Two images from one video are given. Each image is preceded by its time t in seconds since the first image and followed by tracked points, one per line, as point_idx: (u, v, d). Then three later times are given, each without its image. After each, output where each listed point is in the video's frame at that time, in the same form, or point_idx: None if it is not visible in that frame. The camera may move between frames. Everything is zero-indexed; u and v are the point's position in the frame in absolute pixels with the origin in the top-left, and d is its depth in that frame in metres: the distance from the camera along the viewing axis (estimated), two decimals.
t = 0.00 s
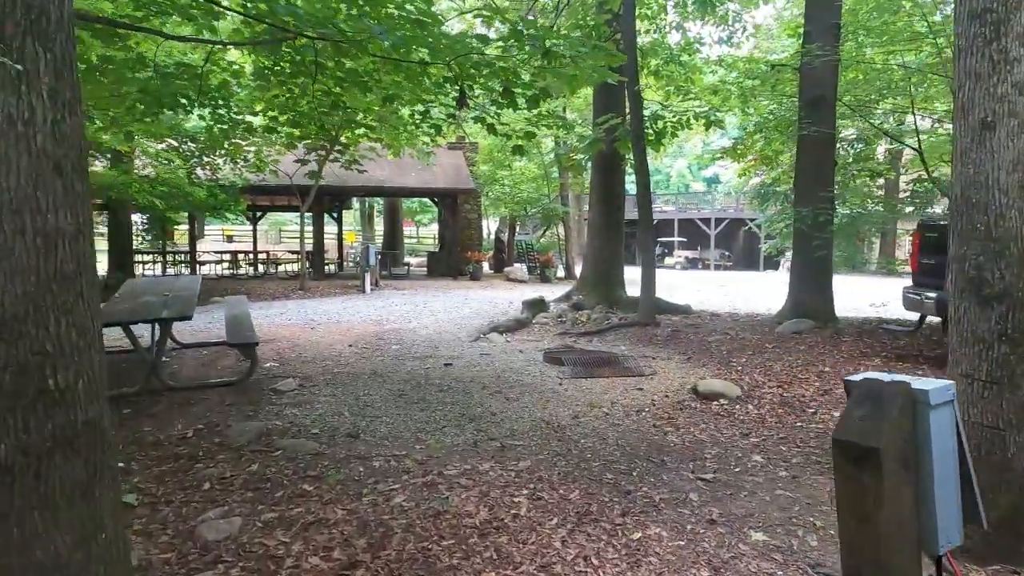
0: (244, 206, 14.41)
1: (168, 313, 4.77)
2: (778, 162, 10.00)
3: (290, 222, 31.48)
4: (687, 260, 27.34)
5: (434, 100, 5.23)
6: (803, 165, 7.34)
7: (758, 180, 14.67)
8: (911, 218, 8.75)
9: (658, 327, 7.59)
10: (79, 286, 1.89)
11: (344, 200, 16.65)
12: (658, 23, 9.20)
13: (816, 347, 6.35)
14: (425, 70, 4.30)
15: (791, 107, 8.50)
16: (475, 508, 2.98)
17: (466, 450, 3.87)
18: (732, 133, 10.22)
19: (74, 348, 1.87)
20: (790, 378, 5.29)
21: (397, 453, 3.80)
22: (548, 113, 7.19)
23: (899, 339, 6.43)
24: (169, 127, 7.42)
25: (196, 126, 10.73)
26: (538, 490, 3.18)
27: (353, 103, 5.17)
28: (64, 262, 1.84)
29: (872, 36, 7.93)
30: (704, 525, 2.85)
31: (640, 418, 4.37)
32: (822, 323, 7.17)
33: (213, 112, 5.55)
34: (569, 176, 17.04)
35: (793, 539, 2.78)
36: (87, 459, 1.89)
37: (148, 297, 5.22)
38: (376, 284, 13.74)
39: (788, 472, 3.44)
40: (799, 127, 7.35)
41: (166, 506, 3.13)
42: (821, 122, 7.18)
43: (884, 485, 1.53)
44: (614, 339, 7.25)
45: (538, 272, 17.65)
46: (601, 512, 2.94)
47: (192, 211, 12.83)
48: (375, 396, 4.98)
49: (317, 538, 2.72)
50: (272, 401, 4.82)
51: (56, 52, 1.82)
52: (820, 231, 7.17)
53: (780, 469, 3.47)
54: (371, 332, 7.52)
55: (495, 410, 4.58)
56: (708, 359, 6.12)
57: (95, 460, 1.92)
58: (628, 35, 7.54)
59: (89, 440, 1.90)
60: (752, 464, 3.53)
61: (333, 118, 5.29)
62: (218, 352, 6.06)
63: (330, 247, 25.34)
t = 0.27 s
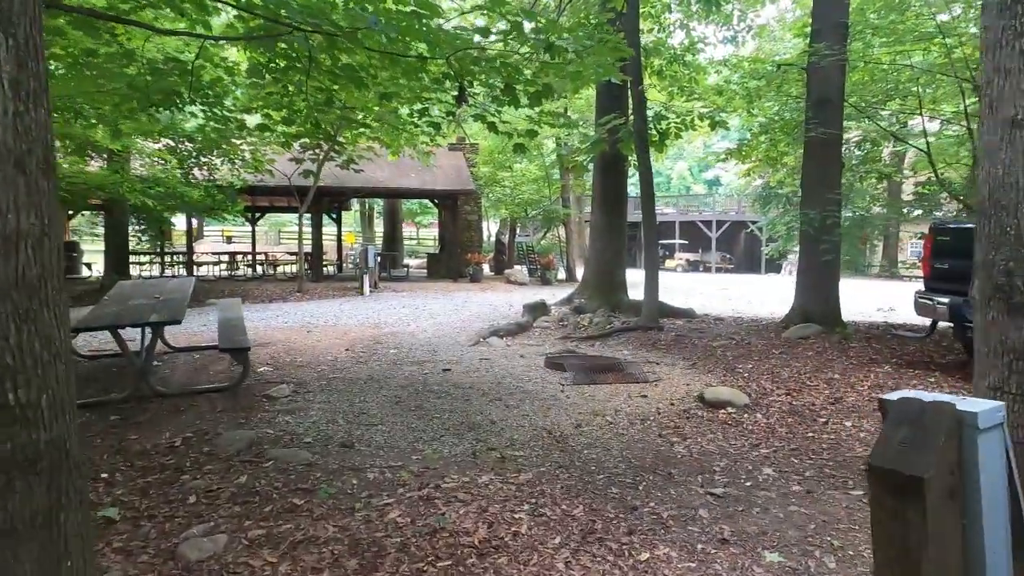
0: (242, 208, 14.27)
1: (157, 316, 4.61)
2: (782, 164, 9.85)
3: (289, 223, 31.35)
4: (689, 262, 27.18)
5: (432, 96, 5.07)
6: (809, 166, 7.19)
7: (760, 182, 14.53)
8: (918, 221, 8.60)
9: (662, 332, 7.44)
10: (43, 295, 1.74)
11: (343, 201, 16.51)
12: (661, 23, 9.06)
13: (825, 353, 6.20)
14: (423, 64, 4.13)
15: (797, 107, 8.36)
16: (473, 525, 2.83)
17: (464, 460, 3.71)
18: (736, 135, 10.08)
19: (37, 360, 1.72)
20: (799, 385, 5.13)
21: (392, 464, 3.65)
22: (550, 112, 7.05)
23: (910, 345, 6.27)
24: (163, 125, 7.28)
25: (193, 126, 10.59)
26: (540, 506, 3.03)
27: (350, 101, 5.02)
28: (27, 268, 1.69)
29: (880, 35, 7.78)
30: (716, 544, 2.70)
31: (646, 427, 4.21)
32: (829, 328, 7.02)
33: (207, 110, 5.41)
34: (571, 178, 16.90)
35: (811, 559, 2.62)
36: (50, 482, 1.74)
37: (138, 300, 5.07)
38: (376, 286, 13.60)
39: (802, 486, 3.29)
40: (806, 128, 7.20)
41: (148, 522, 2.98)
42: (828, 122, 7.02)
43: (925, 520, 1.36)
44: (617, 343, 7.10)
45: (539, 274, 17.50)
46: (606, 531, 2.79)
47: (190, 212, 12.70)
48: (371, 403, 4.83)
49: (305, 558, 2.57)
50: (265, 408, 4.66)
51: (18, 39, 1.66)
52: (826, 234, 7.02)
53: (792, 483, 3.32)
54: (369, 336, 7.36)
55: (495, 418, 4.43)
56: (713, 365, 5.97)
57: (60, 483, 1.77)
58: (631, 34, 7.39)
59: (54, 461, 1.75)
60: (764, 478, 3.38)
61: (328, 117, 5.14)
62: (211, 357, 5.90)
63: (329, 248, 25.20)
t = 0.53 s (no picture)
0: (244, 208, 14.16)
1: (153, 318, 4.48)
2: (792, 164, 9.68)
3: (292, 223, 31.27)
4: (694, 263, 26.99)
5: (436, 91, 4.93)
6: (822, 165, 7.02)
7: (769, 183, 14.34)
8: (932, 221, 8.42)
9: (670, 334, 7.29)
10: (11, 292, 1.60)
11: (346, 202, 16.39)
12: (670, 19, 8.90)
13: (839, 356, 6.03)
14: (426, 57, 3.98)
15: (808, 105, 8.19)
16: (478, 540, 2.68)
17: (469, 468, 3.57)
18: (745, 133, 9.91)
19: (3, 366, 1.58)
20: (814, 390, 4.97)
21: (394, 472, 3.50)
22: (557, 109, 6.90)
23: (927, 349, 6.10)
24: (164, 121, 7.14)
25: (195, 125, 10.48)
26: (548, 518, 2.88)
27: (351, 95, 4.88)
28: None
29: (894, 31, 7.60)
30: (735, 561, 2.54)
31: (657, 434, 4.06)
32: (842, 330, 6.85)
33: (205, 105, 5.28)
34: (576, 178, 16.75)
35: None
36: (17, 498, 1.59)
37: (134, 302, 4.94)
38: (379, 287, 13.46)
39: (823, 497, 3.13)
40: (818, 125, 7.03)
41: (137, 533, 2.84)
42: (841, 119, 6.86)
43: (990, 548, 1.21)
44: (624, 346, 6.95)
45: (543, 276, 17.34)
46: (619, 545, 2.63)
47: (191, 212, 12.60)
48: (372, 407, 4.68)
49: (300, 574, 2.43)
50: (263, 413, 4.52)
51: None
52: (840, 234, 6.86)
53: (813, 494, 3.16)
54: (372, 338, 7.23)
55: (501, 424, 4.28)
56: (724, 369, 5.81)
57: (27, 499, 1.62)
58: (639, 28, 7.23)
59: (22, 475, 1.61)
60: (783, 488, 3.22)
61: (330, 113, 5.01)
62: (209, 359, 5.77)
63: (332, 249, 25.09)
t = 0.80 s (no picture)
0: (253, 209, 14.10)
1: (154, 324, 4.37)
2: (809, 166, 9.48)
3: (302, 224, 31.25)
4: (705, 265, 26.73)
5: (445, 92, 4.79)
6: (842, 167, 6.83)
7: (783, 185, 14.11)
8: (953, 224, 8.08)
9: (684, 340, 7.12)
10: None
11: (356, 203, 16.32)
12: (684, 18, 8.74)
13: (860, 363, 5.85)
14: (435, 55, 3.86)
15: (825, 105, 8.00)
16: (488, 564, 2.54)
17: (479, 483, 3.43)
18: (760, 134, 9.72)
19: None
20: (836, 400, 4.79)
21: (400, 487, 3.37)
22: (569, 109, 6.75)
23: (951, 356, 5.90)
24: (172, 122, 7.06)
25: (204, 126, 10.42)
26: (561, 540, 2.73)
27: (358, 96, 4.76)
28: None
29: (915, 29, 7.40)
30: None
31: (674, 447, 3.90)
32: (863, 336, 6.65)
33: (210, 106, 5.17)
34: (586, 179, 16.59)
35: None
36: None
37: (137, 306, 4.85)
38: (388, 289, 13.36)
39: (852, 518, 2.96)
40: (837, 126, 6.84)
41: (132, 553, 2.72)
42: (862, 119, 6.67)
43: None
44: (638, 352, 6.79)
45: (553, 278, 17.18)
46: (637, 572, 2.48)
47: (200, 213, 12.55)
48: (379, 416, 4.56)
49: None
50: (268, 422, 4.41)
51: None
52: (860, 238, 6.66)
53: (841, 514, 2.99)
54: (380, 342, 7.11)
55: (512, 435, 4.14)
56: (741, 377, 5.64)
57: None
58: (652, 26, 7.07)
59: None
60: (809, 508, 3.06)
61: (336, 113, 4.89)
62: (214, 365, 5.66)
63: (342, 250, 25.06)
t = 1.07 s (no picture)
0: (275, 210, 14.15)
1: (169, 327, 4.32)
2: (838, 168, 9.22)
3: (324, 225, 31.42)
4: (729, 268, 26.34)
5: (463, 90, 4.69)
6: (874, 168, 6.60)
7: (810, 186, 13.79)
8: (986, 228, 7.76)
9: (709, 345, 6.94)
10: None
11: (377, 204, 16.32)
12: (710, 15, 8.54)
13: (893, 372, 5.63)
14: (453, 53, 3.76)
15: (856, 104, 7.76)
16: None
17: (496, 495, 3.31)
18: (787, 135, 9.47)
19: None
20: (869, 411, 4.59)
21: (415, 498, 3.26)
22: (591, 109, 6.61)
23: (990, 366, 5.65)
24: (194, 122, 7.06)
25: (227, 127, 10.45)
26: (581, 560, 2.60)
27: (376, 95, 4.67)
28: None
29: (952, 25, 7.14)
30: None
31: (700, 459, 3.75)
32: (895, 344, 6.41)
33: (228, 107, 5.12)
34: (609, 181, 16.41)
35: None
36: None
37: (154, 308, 4.81)
38: (408, 291, 13.31)
39: (890, 541, 2.79)
40: (870, 126, 6.62)
41: (138, 565, 2.65)
42: (895, 119, 6.44)
43: None
44: (661, 357, 6.63)
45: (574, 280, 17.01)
46: None
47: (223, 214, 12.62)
48: (395, 422, 4.46)
49: None
50: (282, 427, 4.33)
51: None
52: (893, 242, 6.43)
53: (879, 537, 2.82)
54: (398, 345, 7.03)
55: (530, 444, 4.01)
56: (769, 385, 5.45)
57: None
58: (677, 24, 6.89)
59: None
60: (843, 528, 2.89)
61: (354, 113, 4.82)
62: (231, 367, 5.62)
63: (364, 251, 25.14)
